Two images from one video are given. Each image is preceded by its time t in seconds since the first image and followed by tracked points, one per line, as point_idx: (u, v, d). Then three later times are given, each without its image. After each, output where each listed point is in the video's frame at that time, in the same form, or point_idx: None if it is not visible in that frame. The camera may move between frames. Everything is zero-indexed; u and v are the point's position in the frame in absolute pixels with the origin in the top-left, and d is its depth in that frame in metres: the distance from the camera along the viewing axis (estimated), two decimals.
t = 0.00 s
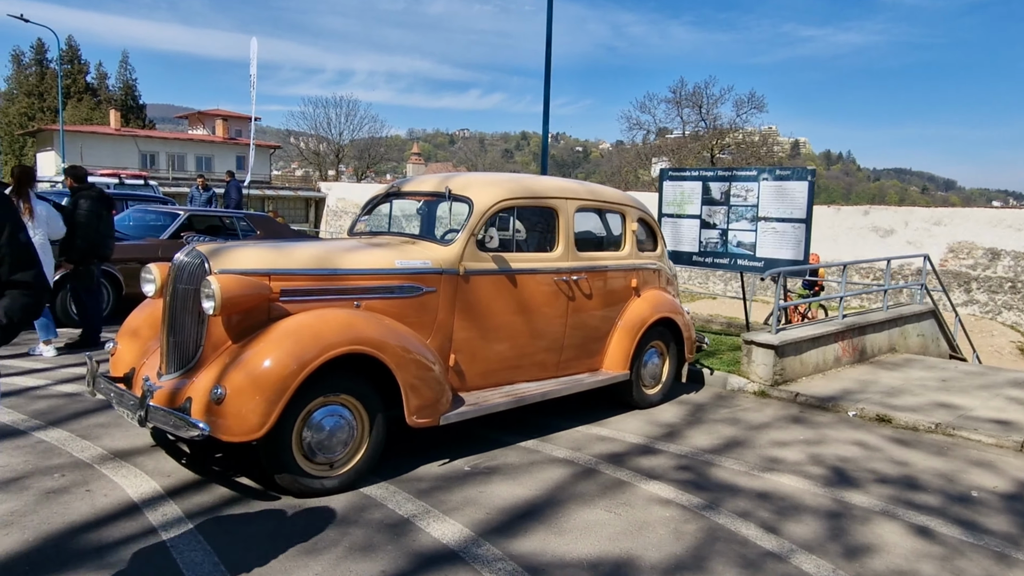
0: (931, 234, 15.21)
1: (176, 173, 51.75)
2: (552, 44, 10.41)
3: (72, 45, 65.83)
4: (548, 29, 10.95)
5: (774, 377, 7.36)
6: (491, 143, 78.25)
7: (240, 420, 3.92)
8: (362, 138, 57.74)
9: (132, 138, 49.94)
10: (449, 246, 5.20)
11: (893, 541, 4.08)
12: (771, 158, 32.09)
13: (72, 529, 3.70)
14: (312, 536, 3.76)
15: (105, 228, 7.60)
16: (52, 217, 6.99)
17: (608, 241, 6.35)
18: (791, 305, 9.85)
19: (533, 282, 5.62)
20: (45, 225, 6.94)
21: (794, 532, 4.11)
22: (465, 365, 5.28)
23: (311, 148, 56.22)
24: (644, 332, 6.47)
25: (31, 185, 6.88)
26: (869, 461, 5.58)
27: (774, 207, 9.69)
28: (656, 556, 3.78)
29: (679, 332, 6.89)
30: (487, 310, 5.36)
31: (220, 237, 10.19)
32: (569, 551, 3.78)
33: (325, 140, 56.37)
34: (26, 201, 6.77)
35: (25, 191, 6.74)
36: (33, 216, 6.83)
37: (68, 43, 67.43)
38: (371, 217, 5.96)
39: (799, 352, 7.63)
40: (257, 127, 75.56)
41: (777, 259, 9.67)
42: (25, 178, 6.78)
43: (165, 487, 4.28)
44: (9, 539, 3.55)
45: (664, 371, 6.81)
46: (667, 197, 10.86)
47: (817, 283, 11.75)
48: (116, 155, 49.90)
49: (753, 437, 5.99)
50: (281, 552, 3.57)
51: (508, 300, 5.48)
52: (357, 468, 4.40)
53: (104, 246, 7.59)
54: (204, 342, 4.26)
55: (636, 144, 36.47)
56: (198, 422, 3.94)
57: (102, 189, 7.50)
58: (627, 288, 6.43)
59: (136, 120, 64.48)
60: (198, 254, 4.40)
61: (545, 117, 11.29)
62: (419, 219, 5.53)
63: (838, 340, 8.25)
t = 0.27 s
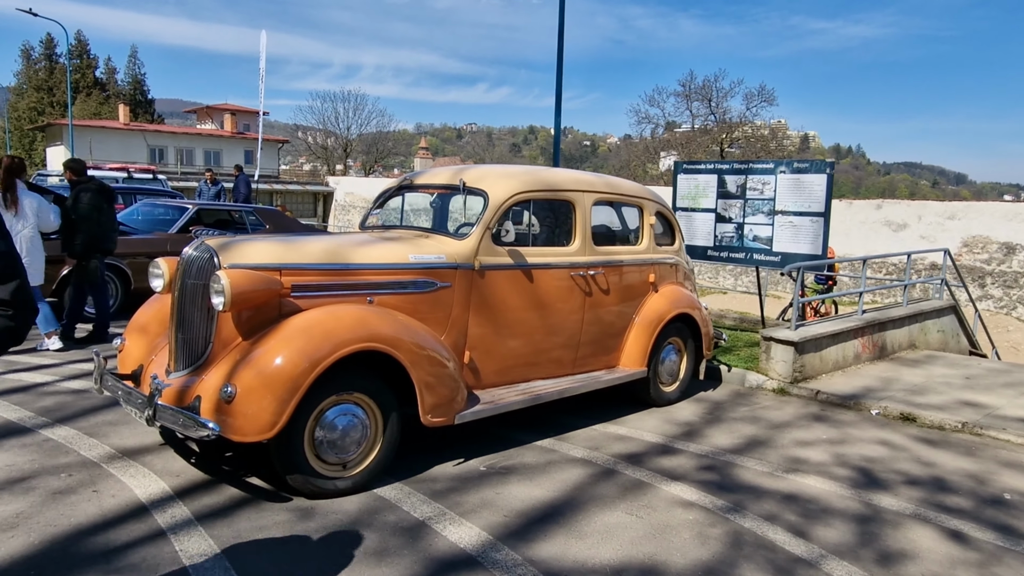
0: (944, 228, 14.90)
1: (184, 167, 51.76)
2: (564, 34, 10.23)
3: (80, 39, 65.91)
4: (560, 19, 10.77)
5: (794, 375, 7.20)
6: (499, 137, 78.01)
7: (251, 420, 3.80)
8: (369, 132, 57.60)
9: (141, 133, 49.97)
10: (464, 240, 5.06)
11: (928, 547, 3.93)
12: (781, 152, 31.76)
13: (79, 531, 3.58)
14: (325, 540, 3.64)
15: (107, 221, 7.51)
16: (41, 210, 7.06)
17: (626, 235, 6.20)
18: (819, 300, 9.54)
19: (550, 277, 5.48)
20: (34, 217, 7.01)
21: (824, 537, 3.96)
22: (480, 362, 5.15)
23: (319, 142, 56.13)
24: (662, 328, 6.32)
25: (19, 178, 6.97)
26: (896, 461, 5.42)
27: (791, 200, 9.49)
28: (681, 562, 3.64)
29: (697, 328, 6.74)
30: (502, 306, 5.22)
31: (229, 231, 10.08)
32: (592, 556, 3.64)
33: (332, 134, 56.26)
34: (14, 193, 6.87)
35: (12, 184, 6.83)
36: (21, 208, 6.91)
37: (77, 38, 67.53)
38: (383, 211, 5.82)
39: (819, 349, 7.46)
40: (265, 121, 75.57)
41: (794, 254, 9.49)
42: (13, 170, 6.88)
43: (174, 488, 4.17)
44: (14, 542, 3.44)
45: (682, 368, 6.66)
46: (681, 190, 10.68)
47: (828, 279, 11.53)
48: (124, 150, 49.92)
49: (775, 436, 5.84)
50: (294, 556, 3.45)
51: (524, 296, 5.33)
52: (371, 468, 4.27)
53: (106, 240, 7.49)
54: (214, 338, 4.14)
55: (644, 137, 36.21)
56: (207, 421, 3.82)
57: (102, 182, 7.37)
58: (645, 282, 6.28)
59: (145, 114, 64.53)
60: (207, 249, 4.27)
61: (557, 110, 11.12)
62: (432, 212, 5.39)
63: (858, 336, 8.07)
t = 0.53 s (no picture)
0: (959, 221, 14.61)
1: (192, 162, 51.79)
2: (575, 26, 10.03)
3: (89, 35, 66.06)
4: (571, 9, 10.55)
5: (813, 373, 7.01)
6: (506, 131, 77.76)
7: (256, 424, 3.65)
8: (377, 126, 57.47)
9: (149, 128, 50.03)
10: (476, 235, 4.89)
11: (965, 558, 3.74)
12: (792, 145, 31.44)
13: (77, 540, 3.44)
14: (333, 550, 3.48)
15: (102, 215, 7.34)
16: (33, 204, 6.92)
17: (642, 230, 6.01)
18: (840, 296, 9.31)
19: (565, 274, 5.31)
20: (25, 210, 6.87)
21: (854, 546, 3.78)
22: (492, 361, 4.98)
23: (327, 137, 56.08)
24: (679, 326, 6.14)
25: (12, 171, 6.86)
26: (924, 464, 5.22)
27: (808, 194, 9.26)
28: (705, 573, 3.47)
29: (715, 325, 6.55)
30: (516, 303, 5.05)
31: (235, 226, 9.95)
32: (611, 567, 3.47)
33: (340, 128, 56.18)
34: (8, 186, 6.76)
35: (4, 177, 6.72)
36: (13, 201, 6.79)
37: (86, 33, 67.66)
38: (391, 205, 5.66)
39: (840, 346, 7.26)
40: (272, 116, 75.58)
41: (811, 249, 9.27)
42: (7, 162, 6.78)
43: (177, 493, 4.03)
44: (9, 552, 3.30)
45: (699, 366, 6.48)
46: (695, 183, 10.47)
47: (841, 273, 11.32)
48: (132, 145, 49.98)
49: (796, 437, 5.66)
50: (301, 567, 3.30)
51: (538, 293, 5.16)
52: (381, 473, 4.12)
53: (101, 234, 7.33)
54: (217, 338, 4.00)
55: (653, 131, 35.93)
56: (210, 425, 3.67)
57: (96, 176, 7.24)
58: (661, 279, 6.09)
59: (154, 110, 64.66)
60: (210, 245, 4.12)
61: (568, 102, 10.92)
62: (443, 207, 5.22)
63: (879, 334, 7.86)
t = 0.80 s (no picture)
0: (972, 216, 14.22)
1: (200, 158, 51.82)
2: (586, 18, 9.87)
3: (97, 32, 66.19)
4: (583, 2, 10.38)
5: (832, 373, 6.84)
6: (514, 126, 77.51)
7: (262, 430, 3.53)
8: (384, 122, 57.35)
9: (157, 124, 50.08)
10: (488, 232, 4.75)
11: (999, 569, 3.58)
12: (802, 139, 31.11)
13: (77, 550, 3.33)
14: (342, 560, 3.36)
15: (99, 212, 7.27)
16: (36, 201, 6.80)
17: (657, 226, 5.85)
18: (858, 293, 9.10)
19: (578, 272, 5.16)
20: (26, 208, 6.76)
21: (883, 557, 3.63)
22: (504, 362, 4.85)
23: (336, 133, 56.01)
24: (696, 325, 5.99)
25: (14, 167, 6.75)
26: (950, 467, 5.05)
27: (825, 188, 9.07)
28: None
29: (731, 324, 6.39)
30: (528, 302, 4.91)
31: (242, 224, 9.84)
32: None
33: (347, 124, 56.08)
34: (10, 182, 6.65)
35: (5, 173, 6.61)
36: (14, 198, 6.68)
37: (94, 30, 67.79)
38: (400, 201, 5.52)
39: (859, 345, 7.08)
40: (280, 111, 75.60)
41: (827, 245, 9.08)
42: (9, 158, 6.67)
43: (182, 499, 3.91)
44: (7, 562, 3.19)
45: (715, 366, 6.33)
46: (708, 178, 10.29)
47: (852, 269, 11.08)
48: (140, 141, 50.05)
49: (816, 440, 5.50)
50: None
51: (551, 291, 5.02)
52: (391, 479, 3.99)
53: (98, 231, 7.26)
54: (222, 340, 3.88)
55: (661, 125, 35.65)
56: (214, 430, 3.56)
57: (95, 172, 7.17)
58: (677, 277, 5.94)
59: (162, 106, 64.75)
60: (214, 244, 3.99)
61: (579, 96, 10.75)
62: (454, 203, 5.08)
63: (898, 332, 7.68)
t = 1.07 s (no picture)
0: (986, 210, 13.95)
1: (208, 152, 51.87)
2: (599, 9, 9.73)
3: (106, 26, 66.30)
4: None
5: (851, 370, 6.69)
6: (521, 120, 77.26)
7: (272, 429, 3.43)
8: (391, 116, 57.24)
9: (166, 118, 50.12)
10: (502, 226, 4.64)
11: None
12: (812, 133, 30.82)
13: (84, 552, 3.24)
14: (354, 564, 3.26)
15: (107, 206, 7.20)
16: (45, 196, 6.70)
17: (674, 220, 5.72)
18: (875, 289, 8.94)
19: (595, 267, 5.04)
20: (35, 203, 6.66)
21: (913, 562, 3.51)
22: (519, 359, 4.74)
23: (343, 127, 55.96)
24: (713, 321, 5.86)
25: (25, 161, 6.66)
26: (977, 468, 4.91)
27: (842, 182, 8.90)
28: None
29: (749, 320, 6.26)
30: (543, 298, 4.79)
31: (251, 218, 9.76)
32: None
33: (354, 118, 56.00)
34: (20, 177, 6.55)
35: (14, 167, 6.51)
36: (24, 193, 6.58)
37: (103, 24, 67.92)
38: (411, 194, 5.41)
39: (878, 341, 6.93)
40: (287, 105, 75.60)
41: (844, 239, 8.91)
42: (20, 151, 6.57)
43: (190, 499, 3.82)
44: (12, 565, 3.11)
45: (733, 363, 6.20)
46: (722, 172, 10.13)
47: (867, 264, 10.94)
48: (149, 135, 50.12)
49: (838, 439, 5.36)
50: None
51: (567, 287, 4.90)
52: (404, 479, 3.89)
53: (107, 225, 7.20)
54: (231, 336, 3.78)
55: (670, 119, 35.40)
56: (224, 429, 3.46)
57: (104, 165, 7.08)
58: (694, 272, 5.81)
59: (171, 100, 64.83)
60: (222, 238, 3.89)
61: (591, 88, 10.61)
62: (467, 196, 4.96)
63: (918, 328, 7.52)
